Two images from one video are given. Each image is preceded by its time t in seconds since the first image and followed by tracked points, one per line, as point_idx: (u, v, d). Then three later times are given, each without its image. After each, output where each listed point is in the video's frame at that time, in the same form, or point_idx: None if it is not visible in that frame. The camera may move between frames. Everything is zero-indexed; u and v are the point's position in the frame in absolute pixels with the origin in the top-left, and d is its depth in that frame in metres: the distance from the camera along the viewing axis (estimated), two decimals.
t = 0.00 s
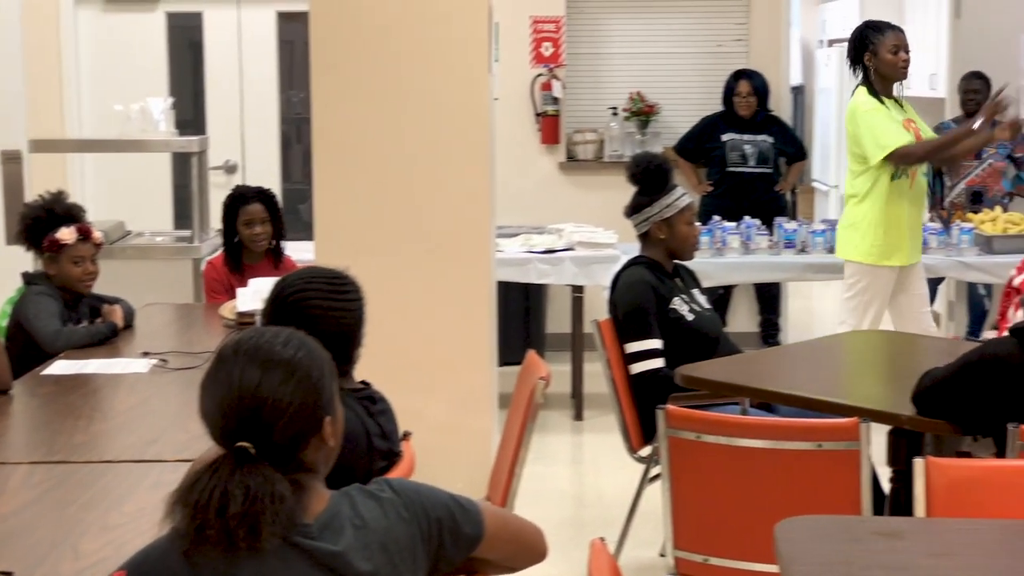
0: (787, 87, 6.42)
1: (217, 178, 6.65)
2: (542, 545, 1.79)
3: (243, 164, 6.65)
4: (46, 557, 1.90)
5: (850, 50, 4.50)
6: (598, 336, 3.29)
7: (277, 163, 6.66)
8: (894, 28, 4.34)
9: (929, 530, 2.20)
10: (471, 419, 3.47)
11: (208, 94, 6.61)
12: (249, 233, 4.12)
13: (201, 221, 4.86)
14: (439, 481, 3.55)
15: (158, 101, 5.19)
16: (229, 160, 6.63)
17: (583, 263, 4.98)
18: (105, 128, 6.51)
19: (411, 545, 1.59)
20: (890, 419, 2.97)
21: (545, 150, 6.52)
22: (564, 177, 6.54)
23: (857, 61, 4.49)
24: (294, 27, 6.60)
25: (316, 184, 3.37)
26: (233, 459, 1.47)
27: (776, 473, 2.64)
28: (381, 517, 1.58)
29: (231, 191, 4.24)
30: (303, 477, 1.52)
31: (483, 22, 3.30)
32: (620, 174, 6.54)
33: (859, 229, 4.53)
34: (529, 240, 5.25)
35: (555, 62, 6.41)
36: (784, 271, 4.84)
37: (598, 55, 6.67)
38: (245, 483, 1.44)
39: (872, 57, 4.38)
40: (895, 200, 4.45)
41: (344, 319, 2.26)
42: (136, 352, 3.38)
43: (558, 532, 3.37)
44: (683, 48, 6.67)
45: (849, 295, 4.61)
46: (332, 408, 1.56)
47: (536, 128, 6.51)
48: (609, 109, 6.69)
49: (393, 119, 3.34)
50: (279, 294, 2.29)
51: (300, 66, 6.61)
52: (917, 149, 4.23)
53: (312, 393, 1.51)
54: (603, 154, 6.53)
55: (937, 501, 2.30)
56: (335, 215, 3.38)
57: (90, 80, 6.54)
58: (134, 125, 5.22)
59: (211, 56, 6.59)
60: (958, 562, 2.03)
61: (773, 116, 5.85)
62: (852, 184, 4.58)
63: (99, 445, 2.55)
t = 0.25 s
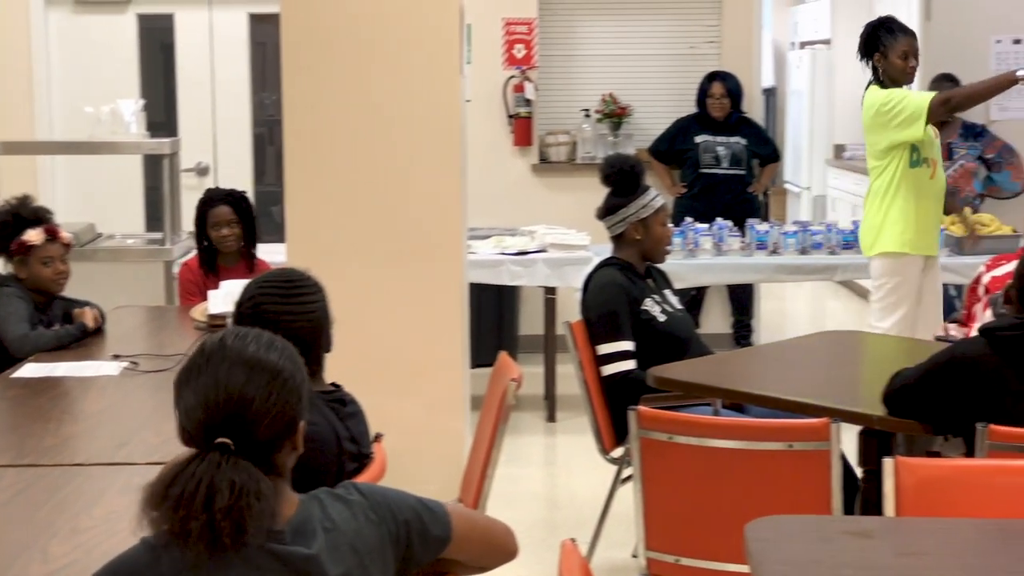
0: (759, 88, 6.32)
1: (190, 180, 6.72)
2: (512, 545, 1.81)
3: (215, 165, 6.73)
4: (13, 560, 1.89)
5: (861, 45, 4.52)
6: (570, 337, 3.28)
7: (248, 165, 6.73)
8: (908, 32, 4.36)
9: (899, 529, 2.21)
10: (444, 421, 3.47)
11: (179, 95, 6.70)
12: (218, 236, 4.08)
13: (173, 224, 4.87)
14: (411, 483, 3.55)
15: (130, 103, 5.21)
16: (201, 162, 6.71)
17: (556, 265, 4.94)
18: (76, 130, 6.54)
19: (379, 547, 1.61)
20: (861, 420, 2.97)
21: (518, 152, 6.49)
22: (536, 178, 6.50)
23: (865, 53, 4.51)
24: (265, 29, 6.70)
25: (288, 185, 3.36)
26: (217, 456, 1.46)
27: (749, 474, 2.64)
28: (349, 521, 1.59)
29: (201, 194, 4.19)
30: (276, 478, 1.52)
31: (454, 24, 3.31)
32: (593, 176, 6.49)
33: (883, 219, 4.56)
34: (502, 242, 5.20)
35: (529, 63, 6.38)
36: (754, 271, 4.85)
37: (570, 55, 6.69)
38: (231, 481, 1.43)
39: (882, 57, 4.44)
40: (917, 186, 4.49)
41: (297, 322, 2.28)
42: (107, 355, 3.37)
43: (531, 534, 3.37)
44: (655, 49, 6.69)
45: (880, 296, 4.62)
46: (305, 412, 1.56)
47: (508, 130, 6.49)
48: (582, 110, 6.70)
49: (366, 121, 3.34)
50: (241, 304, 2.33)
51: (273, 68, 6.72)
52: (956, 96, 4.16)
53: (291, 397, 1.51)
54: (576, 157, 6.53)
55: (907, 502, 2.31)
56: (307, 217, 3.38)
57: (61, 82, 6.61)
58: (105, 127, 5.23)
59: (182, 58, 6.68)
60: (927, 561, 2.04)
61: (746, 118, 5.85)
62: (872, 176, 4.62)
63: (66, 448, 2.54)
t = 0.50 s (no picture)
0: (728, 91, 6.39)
1: (160, 181, 6.70)
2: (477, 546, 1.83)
3: (185, 167, 6.73)
4: None
5: (868, 41, 4.54)
6: (539, 338, 3.28)
7: (219, 166, 6.73)
8: (915, 34, 4.39)
9: (865, 528, 2.22)
10: (414, 422, 3.47)
11: (149, 97, 6.69)
12: (183, 237, 4.07)
13: (143, 225, 4.86)
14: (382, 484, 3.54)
15: (98, 104, 5.20)
16: (171, 163, 6.70)
17: (526, 266, 4.92)
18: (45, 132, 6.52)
19: (348, 552, 1.61)
20: (829, 419, 2.96)
21: (488, 154, 6.43)
22: (507, 179, 6.43)
23: (872, 51, 4.55)
24: (236, 30, 6.68)
25: (257, 185, 3.35)
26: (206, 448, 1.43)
27: (718, 473, 2.65)
28: (318, 526, 1.59)
29: (170, 196, 4.19)
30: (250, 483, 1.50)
31: (423, 23, 3.31)
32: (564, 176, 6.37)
33: (885, 216, 4.53)
34: (472, 243, 5.17)
35: (498, 65, 6.32)
36: (726, 272, 4.85)
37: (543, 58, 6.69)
38: (223, 475, 1.39)
39: (888, 57, 4.47)
40: (922, 183, 4.46)
41: (274, 325, 2.27)
42: (76, 356, 3.36)
43: (503, 534, 3.37)
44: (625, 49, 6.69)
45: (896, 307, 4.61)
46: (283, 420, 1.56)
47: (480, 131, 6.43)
48: (552, 112, 6.70)
49: (337, 122, 3.33)
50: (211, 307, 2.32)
51: (241, 72, 6.71)
52: (964, 94, 4.16)
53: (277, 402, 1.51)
54: (546, 158, 6.49)
55: (874, 500, 2.33)
56: (276, 217, 3.37)
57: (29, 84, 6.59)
58: (73, 128, 5.21)
59: (151, 59, 6.67)
60: (892, 559, 2.05)
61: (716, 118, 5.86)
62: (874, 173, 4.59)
63: (32, 449, 2.53)
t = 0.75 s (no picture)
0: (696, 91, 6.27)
1: (126, 184, 6.73)
2: (448, 548, 1.82)
3: (152, 170, 6.74)
4: None
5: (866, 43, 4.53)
6: (507, 340, 3.29)
7: (186, 170, 6.73)
8: (914, 36, 4.38)
9: (829, 528, 2.22)
10: (382, 424, 3.47)
11: (116, 99, 6.69)
12: (144, 241, 4.06)
13: (109, 228, 4.84)
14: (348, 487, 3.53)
15: (63, 107, 5.19)
16: (137, 166, 6.72)
17: (494, 268, 4.91)
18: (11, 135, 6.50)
19: (322, 553, 1.60)
20: (793, 419, 2.99)
21: (456, 156, 6.33)
22: (475, 182, 6.35)
23: (870, 54, 4.54)
24: (202, 32, 6.69)
25: (222, 185, 3.34)
26: (137, 457, 1.45)
27: (684, 475, 2.65)
28: (288, 528, 1.57)
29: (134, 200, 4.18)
30: (205, 485, 1.50)
31: (388, 24, 3.31)
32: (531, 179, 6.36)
33: (882, 220, 4.57)
34: (440, 245, 5.16)
35: (467, 67, 6.22)
36: (693, 275, 4.87)
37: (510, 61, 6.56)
38: (144, 481, 1.42)
39: (887, 59, 4.47)
40: (917, 187, 4.53)
41: (238, 327, 2.27)
42: (40, 360, 3.34)
43: (470, 537, 3.36)
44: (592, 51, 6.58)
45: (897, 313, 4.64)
46: (249, 422, 1.54)
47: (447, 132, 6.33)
48: (520, 114, 6.60)
49: (305, 126, 3.33)
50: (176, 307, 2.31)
51: (208, 74, 6.71)
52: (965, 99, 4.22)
53: (234, 401, 1.49)
54: (514, 161, 6.39)
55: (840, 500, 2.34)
56: (241, 218, 3.36)
57: None
58: (38, 131, 5.20)
59: (118, 61, 6.68)
60: (855, 558, 2.06)
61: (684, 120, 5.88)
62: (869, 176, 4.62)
63: None
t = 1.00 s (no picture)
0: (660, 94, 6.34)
1: (89, 186, 6.72)
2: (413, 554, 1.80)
3: (116, 173, 6.73)
4: None
5: (863, 45, 4.40)
6: (472, 342, 3.30)
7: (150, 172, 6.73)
8: (912, 39, 4.26)
9: (791, 528, 2.23)
10: (347, 426, 3.47)
11: (79, 101, 6.67)
12: (110, 242, 4.05)
13: (71, 231, 4.83)
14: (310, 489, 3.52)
15: (24, 109, 5.17)
16: (100, 168, 6.71)
17: (460, 271, 4.90)
18: None
19: (280, 554, 1.59)
20: (756, 420, 3.01)
21: (421, 159, 6.28)
22: (440, 185, 6.30)
23: (868, 57, 4.40)
24: (165, 33, 6.68)
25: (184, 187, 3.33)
26: (89, 464, 1.44)
27: (647, 476, 2.66)
28: (247, 529, 1.56)
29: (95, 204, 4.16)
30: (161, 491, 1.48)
31: (351, 26, 3.31)
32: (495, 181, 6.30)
33: (887, 227, 4.41)
34: (405, 247, 5.15)
35: (431, 69, 6.16)
36: (658, 276, 4.87)
37: (476, 63, 6.54)
38: (89, 488, 1.41)
39: (886, 62, 4.34)
40: (920, 192, 4.38)
41: (199, 331, 2.27)
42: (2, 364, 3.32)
43: (435, 540, 3.36)
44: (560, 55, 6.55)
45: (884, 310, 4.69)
46: (208, 425, 1.52)
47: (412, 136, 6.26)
48: (484, 116, 6.59)
49: (271, 130, 3.32)
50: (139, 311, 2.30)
51: (170, 76, 6.71)
52: (966, 101, 4.06)
53: (189, 403, 1.48)
54: (479, 162, 6.37)
55: (801, 500, 2.36)
56: (204, 221, 3.35)
57: None
58: None
59: (81, 63, 6.66)
60: (816, 558, 2.07)
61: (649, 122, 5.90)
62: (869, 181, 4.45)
63: None
